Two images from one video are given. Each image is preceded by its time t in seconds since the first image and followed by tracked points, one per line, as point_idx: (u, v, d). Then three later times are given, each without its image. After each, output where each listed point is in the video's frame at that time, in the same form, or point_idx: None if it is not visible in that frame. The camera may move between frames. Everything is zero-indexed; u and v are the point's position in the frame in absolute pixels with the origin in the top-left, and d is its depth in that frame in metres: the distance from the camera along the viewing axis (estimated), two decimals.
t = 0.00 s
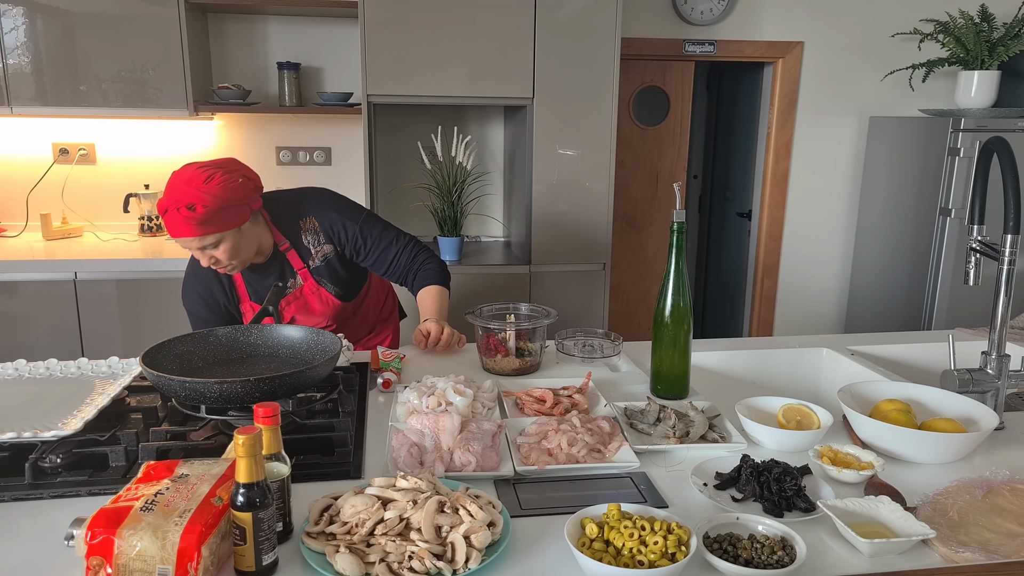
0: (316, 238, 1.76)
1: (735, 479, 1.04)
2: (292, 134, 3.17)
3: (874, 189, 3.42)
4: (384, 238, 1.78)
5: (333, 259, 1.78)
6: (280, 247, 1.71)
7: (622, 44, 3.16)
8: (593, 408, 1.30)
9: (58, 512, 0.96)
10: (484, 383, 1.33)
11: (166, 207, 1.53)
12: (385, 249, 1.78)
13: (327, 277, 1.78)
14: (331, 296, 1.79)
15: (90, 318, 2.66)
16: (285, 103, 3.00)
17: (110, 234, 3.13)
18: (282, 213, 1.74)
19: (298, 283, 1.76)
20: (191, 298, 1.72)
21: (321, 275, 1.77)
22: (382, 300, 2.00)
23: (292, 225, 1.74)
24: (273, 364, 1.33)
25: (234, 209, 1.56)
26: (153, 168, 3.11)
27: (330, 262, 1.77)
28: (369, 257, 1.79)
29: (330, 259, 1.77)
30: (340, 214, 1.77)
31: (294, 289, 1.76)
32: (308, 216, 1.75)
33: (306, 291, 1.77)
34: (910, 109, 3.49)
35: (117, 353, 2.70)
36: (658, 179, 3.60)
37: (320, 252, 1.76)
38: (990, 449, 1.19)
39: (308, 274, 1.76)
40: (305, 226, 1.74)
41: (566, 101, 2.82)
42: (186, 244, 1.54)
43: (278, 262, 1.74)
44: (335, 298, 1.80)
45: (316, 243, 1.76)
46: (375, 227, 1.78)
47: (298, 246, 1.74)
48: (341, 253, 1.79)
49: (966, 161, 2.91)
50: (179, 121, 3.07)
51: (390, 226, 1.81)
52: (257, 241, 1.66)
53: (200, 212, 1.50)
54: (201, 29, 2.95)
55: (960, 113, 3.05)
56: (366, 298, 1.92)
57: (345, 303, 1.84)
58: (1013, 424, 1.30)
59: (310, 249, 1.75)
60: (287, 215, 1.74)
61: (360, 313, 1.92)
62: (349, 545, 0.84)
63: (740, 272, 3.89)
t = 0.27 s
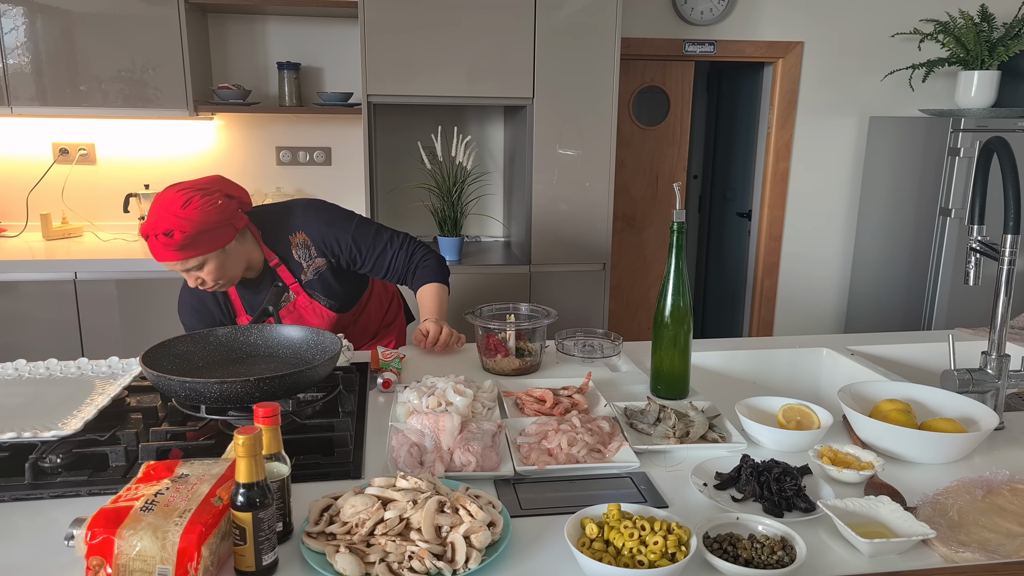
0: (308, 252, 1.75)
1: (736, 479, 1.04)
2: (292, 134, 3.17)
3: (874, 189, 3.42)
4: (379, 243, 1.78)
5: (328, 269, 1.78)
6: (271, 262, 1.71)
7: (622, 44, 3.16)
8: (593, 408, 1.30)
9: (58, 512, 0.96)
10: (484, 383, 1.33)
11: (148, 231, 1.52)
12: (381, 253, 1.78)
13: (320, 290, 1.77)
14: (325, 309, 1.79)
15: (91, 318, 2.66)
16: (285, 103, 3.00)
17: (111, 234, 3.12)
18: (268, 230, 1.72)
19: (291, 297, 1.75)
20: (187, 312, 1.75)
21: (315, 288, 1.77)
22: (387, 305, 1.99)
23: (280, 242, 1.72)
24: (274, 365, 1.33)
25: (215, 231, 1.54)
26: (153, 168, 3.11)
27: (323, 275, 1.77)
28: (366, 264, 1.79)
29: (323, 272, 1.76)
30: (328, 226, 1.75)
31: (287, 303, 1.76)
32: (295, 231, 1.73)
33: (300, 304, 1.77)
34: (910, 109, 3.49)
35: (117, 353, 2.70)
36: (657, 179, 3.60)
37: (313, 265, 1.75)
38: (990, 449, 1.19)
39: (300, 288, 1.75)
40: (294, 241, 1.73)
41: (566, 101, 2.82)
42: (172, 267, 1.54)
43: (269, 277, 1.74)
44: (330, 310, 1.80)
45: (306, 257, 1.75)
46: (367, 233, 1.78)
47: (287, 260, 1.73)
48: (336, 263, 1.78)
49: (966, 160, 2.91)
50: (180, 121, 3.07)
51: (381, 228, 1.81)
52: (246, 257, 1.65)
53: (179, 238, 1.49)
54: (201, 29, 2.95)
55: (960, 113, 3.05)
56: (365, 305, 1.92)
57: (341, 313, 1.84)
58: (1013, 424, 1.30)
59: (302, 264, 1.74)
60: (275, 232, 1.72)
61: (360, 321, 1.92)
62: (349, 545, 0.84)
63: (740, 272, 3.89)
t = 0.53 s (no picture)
0: (303, 260, 1.75)
1: (735, 479, 1.04)
2: (292, 134, 3.17)
3: (873, 190, 3.42)
4: (374, 245, 1.78)
5: (326, 274, 1.78)
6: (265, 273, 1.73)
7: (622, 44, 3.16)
8: (593, 408, 1.30)
9: (58, 512, 0.96)
10: (483, 383, 1.33)
11: (141, 247, 1.53)
12: (377, 255, 1.78)
13: (316, 296, 1.78)
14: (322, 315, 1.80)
15: (91, 318, 2.66)
16: (285, 103, 3.00)
17: (111, 234, 3.12)
18: (261, 239, 1.73)
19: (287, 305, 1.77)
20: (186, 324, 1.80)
21: (310, 294, 1.77)
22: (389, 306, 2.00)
23: (274, 250, 1.73)
24: (274, 365, 1.33)
25: (207, 245, 1.55)
26: (153, 168, 3.11)
27: (319, 282, 1.77)
28: (363, 266, 1.79)
29: (318, 278, 1.77)
30: (321, 232, 1.75)
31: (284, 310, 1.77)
32: (288, 240, 1.74)
33: (296, 311, 1.78)
34: (910, 109, 3.49)
35: (117, 353, 2.70)
36: (658, 179, 3.60)
37: (308, 273, 1.76)
38: (990, 449, 1.19)
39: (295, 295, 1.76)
40: (288, 249, 1.73)
41: (566, 101, 2.82)
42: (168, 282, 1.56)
43: (266, 285, 1.75)
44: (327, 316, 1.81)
45: (301, 265, 1.75)
46: (361, 236, 1.77)
47: (281, 268, 1.74)
48: (334, 269, 1.79)
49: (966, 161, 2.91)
50: (180, 121, 3.07)
51: (375, 229, 1.81)
52: (242, 267, 1.68)
53: (172, 254, 1.50)
54: (201, 29, 2.95)
55: (960, 113, 3.05)
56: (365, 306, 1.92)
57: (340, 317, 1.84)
58: (1013, 424, 1.30)
59: (297, 272, 1.75)
60: (268, 241, 1.73)
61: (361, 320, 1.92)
62: (349, 545, 0.84)
63: (740, 273, 3.89)
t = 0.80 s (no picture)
0: (302, 262, 1.88)
1: (735, 479, 1.04)
2: (292, 134, 3.17)
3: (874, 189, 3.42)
4: (375, 244, 1.95)
5: (325, 276, 1.90)
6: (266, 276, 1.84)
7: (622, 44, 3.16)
8: (593, 408, 1.30)
9: (58, 512, 0.96)
10: (483, 383, 1.33)
11: (139, 255, 1.84)
12: (377, 254, 1.95)
13: (315, 297, 1.90)
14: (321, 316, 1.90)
15: (91, 318, 2.66)
16: (285, 103, 3.00)
17: (111, 234, 3.12)
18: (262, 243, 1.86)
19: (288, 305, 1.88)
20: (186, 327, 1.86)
21: (311, 295, 1.90)
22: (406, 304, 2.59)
23: (275, 253, 1.86)
24: (274, 364, 1.33)
25: (205, 249, 1.77)
26: (154, 168, 3.11)
27: (317, 284, 1.89)
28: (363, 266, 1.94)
29: (316, 280, 1.89)
30: (320, 237, 1.91)
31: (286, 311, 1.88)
32: (288, 243, 1.88)
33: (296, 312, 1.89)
34: (910, 109, 3.49)
35: (117, 353, 2.70)
36: (658, 179, 3.60)
37: (307, 275, 1.88)
38: (990, 449, 1.19)
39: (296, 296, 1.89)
40: (288, 252, 1.87)
41: (567, 101, 2.82)
42: (166, 288, 1.86)
43: (266, 287, 1.86)
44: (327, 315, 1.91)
45: (301, 267, 1.87)
46: (361, 237, 1.94)
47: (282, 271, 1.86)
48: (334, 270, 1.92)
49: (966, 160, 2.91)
50: (180, 121, 3.07)
51: (374, 230, 1.97)
52: (243, 268, 1.80)
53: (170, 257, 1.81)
54: (201, 29, 2.95)
55: (960, 113, 3.05)
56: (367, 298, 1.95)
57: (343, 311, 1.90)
58: (1013, 424, 1.30)
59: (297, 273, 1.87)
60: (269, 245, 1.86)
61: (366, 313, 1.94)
62: (349, 545, 0.84)
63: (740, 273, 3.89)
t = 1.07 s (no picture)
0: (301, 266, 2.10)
1: (735, 479, 1.04)
2: (292, 134, 3.17)
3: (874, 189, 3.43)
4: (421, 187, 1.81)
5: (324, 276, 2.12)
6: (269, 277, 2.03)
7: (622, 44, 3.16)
8: (593, 408, 1.30)
9: (58, 512, 0.96)
10: (483, 383, 1.33)
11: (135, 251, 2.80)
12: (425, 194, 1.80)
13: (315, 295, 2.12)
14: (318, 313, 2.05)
15: (91, 318, 2.66)
16: (285, 103, 3.00)
17: (111, 234, 3.12)
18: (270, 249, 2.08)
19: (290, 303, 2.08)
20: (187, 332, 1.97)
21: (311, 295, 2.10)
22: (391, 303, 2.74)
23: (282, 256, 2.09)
24: (274, 365, 1.33)
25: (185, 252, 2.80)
26: (154, 168, 3.11)
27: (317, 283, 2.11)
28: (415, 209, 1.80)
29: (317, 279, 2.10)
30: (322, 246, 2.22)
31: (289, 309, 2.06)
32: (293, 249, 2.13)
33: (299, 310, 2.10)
34: (911, 109, 3.49)
35: (117, 353, 2.70)
36: (658, 179, 3.60)
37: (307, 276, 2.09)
38: (990, 449, 1.19)
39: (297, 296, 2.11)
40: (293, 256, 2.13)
41: (567, 101, 2.82)
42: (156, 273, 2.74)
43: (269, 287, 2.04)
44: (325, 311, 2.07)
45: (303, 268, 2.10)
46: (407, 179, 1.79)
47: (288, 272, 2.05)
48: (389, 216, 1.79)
49: (966, 160, 2.91)
50: (180, 121, 3.07)
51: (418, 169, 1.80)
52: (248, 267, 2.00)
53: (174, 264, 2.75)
54: (201, 29, 2.95)
55: (960, 113, 3.05)
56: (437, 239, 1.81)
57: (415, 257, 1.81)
58: (1013, 424, 1.30)
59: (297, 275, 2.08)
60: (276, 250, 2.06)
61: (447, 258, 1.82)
62: (349, 545, 0.84)
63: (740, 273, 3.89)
